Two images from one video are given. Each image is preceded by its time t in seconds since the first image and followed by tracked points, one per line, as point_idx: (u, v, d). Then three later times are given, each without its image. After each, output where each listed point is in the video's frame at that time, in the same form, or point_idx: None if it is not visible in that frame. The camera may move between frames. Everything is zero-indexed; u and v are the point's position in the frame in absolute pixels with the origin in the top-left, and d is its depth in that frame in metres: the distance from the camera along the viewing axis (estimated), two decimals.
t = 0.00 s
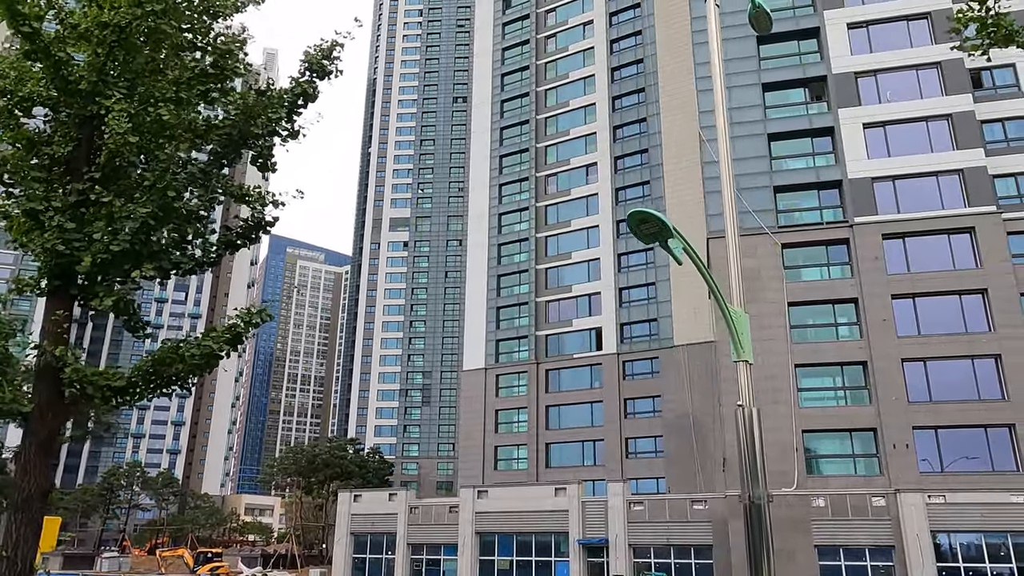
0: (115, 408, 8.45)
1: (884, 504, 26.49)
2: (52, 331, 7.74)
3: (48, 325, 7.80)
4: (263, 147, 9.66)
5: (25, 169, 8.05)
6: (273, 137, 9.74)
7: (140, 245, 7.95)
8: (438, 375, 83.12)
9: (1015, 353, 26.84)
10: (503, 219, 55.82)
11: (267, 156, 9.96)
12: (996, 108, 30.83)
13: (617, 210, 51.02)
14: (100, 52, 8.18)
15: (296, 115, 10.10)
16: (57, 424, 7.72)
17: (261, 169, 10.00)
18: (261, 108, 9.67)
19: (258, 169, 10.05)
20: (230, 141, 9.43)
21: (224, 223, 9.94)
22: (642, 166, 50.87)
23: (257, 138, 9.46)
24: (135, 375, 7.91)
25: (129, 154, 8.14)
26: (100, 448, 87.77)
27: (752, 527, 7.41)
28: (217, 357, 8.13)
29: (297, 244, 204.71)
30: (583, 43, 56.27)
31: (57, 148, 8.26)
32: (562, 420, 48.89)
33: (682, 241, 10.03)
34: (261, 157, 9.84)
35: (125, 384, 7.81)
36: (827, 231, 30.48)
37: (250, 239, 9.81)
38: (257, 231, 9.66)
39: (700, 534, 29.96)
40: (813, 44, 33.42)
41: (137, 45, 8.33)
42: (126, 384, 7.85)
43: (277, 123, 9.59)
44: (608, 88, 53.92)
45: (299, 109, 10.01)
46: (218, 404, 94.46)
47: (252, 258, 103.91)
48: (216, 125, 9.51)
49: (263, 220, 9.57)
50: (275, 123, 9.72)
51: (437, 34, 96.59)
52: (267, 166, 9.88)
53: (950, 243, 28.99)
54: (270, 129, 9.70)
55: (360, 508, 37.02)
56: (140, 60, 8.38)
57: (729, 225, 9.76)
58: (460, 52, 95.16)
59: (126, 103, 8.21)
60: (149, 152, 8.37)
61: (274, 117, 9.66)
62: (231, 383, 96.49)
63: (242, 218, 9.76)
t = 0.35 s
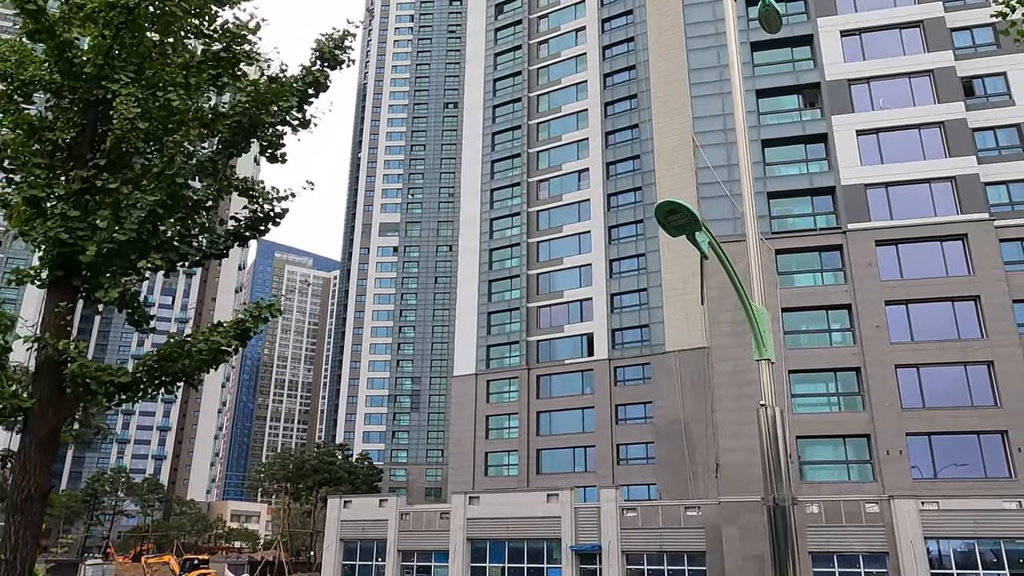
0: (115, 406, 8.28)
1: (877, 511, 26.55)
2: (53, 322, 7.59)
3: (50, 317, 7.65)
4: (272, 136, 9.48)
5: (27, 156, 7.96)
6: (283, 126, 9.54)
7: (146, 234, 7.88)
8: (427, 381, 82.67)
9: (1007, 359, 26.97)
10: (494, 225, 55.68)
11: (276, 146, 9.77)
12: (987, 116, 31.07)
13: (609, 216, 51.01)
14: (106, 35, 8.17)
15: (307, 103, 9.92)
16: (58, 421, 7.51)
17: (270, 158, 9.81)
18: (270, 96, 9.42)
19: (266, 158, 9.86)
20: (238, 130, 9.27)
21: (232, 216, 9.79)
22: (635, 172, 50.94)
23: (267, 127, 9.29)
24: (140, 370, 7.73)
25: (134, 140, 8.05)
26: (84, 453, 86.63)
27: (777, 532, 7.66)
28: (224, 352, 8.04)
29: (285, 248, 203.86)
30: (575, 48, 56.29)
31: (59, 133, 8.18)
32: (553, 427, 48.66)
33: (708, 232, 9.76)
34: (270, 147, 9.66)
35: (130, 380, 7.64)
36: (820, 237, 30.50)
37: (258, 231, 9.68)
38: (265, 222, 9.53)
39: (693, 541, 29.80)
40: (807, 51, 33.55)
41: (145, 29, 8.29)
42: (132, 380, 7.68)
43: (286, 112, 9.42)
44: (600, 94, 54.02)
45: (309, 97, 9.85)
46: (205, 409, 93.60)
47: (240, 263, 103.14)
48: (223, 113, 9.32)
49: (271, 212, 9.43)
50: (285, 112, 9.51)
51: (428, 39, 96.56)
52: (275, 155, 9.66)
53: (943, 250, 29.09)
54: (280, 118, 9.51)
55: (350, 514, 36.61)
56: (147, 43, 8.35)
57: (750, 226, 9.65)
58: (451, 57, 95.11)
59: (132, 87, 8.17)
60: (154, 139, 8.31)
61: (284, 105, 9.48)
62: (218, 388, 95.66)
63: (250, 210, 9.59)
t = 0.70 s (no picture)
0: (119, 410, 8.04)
1: (871, 519, 26.47)
2: (55, 321, 7.35)
3: (53, 315, 7.41)
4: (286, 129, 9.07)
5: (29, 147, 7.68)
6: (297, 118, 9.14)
7: (154, 231, 7.57)
8: (416, 387, 82.22)
9: (999, 368, 27.08)
10: (486, 230, 55.42)
11: (289, 139, 9.39)
12: (978, 126, 31.28)
13: (601, 223, 51.01)
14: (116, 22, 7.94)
15: (323, 95, 9.51)
16: (61, 426, 7.24)
17: (282, 152, 9.44)
18: (284, 87, 9.05)
19: (278, 152, 9.51)
20: (250, 122, 8.91)
21: (243, 212, 9.45)
22: (627, 179, 50.94)
23: (279, 119, 8.94)
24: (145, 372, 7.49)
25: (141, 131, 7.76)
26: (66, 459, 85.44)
27: (806, 547, 7.94)
28: (234, 355, 7.78)
29: (273, 253, 203.06)
30: (568, 55, 56.27)
31: (62, 123, 7.86)
32: (544, 434, 48.40)
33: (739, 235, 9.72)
34: (282, 140, 9.30)
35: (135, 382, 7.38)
36: (814, 245, 30.48)
37: (269, 227, 9.32)
38: (276, 218, 9.18)
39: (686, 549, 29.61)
40: (801, 59, 33.61)
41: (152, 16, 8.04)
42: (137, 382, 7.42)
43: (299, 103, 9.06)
44: (593, 100, 53.98)
45: (324, 89, 9.47)
46: (190, 414, 92.68)
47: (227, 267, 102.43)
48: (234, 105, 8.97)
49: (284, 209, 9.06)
50: (298, 104, 9.11)
51: (419, 44, 96.35)
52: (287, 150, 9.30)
53: (935, 259, 29.19)
54: (294, 109, 9.11)
55: (339, 522, 36.22)
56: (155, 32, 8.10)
57: (772, 232, 9.77)
58: (442, 63, 95.00)
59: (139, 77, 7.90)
60: (161, 131, 8.03)
61: (298, 97, 9.08)
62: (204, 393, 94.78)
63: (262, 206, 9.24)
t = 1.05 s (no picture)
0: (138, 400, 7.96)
1: (866, 520, 26.51)
2: (75, 311, 7.32)
3: (75, 303, 7.44)
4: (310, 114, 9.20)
5: (50, 126, 7.54)
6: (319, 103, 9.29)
7: (180, 217, 7.66)
8: (407, 388, 81.86)
9: (994, 370, 27.25)
10: (479, 230, 55.26)
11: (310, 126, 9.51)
12: (973, 129, 31.48)
13: (594, 224, 51.00)
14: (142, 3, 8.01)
15: (345, 81, 9.62)
16: (81, 417, 7.15)
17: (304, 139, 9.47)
18: (308, 71, 9.18)
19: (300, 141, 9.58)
20: (274, 107, 9.04)
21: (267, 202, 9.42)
22: (620, 180, 50.97)
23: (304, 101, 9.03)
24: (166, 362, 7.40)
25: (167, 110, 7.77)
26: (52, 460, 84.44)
27: (840, 539, 7.69)
28: (257, 345, 7.69)
29: (261, 253, 202.05)
30: (562, 56, 56.22)
31: (84, 104, 7.84)
32: (536, 435, 48.25)
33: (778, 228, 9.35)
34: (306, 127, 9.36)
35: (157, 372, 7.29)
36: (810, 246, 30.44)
37: (293, 216, 9.30)
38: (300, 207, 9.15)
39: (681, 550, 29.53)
40: (797, 61, 33.59)
41: None
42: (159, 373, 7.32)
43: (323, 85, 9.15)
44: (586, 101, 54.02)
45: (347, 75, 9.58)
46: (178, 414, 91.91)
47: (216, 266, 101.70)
48: (257, 92, 9.11)
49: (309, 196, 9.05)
50: (322, 88, 9.26)
51: (411, 44, 96.22)
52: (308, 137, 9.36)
53: (930, 261, 29.31)
54: (316, 95, 9.28)
55: (332, 523, 36.00)
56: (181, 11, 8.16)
57: (802, 228, 9.55)
58: (434, 63, 94.71)
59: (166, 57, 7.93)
60: (186, 113, 8.03)
61: (321, 81, 9.22)
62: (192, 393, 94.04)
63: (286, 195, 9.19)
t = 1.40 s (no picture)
0: (159, 399, 7.83)
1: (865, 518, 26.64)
2: (95, 307, 7.20)
3: (96, 296, 7.31)
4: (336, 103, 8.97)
5: (70, 111, 7.37)
6: (345, 93, 9.05)
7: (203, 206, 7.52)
8: (401, 385, 81.60)
9: (993, 368, 27.28)
10: (476, 228, 55.06)
11: (336, 115, 9.29)
12: (972, 127, 31.48)
13: (591, 221, 50.89)
14: None
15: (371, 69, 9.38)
16: (103, 416, 7.02)
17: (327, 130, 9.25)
18: (335, 57, 8.93)
19: (324, 131, 9.35)
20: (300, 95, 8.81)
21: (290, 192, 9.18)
22: (617, 177, 50.91)
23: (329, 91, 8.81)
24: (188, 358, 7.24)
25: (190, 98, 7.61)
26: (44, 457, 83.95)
27: (878, 536, 7.72)
28: (283, 340, 7.50)
29: (254, 250, 201.23)
30: (560, 53, 56.00)
31: (106, 89, 7.64)
32: (533, 433, 48.16)
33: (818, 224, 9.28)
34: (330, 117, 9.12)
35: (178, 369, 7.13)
36: (810, 244, 30.37)
37: (317, 208, 9.09)
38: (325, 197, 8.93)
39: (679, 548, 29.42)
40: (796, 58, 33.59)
41: None
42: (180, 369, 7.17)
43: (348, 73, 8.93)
44: (584, 98, 53.82)
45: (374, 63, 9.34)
46: (170, 412, 91.29)
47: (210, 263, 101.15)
48: (281, 79, 8.89)
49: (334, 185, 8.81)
50: (349, 77, 9.01)
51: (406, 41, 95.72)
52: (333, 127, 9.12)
53: (930, 259, 29.32)
54: (343, 83, 9.03)
55: (328, 521, 35.83)
56: None
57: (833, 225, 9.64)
58: (429, 60, 94.30)
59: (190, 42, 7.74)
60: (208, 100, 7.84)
61: (349, 69, 8.98)
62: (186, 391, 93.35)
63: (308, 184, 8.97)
